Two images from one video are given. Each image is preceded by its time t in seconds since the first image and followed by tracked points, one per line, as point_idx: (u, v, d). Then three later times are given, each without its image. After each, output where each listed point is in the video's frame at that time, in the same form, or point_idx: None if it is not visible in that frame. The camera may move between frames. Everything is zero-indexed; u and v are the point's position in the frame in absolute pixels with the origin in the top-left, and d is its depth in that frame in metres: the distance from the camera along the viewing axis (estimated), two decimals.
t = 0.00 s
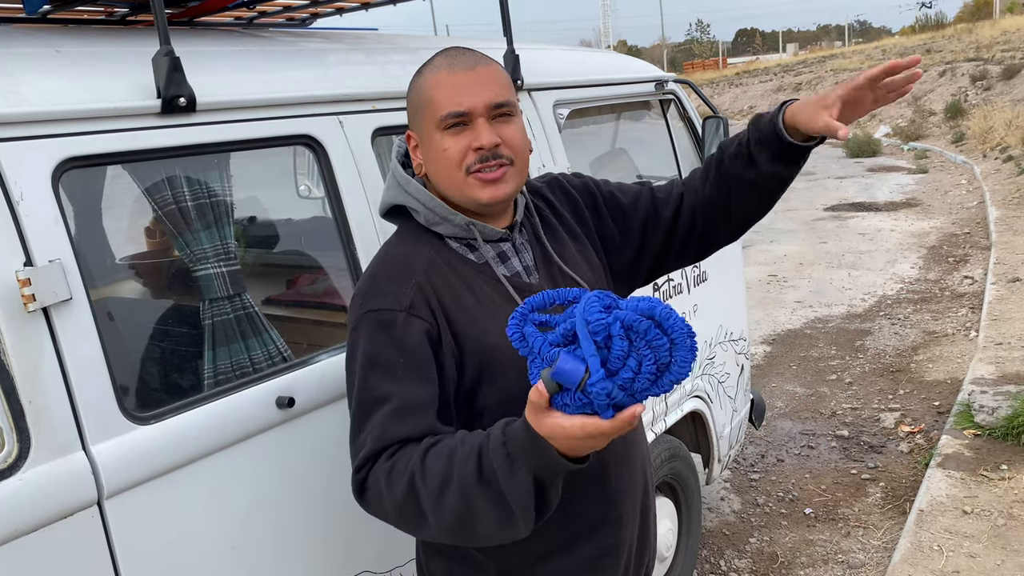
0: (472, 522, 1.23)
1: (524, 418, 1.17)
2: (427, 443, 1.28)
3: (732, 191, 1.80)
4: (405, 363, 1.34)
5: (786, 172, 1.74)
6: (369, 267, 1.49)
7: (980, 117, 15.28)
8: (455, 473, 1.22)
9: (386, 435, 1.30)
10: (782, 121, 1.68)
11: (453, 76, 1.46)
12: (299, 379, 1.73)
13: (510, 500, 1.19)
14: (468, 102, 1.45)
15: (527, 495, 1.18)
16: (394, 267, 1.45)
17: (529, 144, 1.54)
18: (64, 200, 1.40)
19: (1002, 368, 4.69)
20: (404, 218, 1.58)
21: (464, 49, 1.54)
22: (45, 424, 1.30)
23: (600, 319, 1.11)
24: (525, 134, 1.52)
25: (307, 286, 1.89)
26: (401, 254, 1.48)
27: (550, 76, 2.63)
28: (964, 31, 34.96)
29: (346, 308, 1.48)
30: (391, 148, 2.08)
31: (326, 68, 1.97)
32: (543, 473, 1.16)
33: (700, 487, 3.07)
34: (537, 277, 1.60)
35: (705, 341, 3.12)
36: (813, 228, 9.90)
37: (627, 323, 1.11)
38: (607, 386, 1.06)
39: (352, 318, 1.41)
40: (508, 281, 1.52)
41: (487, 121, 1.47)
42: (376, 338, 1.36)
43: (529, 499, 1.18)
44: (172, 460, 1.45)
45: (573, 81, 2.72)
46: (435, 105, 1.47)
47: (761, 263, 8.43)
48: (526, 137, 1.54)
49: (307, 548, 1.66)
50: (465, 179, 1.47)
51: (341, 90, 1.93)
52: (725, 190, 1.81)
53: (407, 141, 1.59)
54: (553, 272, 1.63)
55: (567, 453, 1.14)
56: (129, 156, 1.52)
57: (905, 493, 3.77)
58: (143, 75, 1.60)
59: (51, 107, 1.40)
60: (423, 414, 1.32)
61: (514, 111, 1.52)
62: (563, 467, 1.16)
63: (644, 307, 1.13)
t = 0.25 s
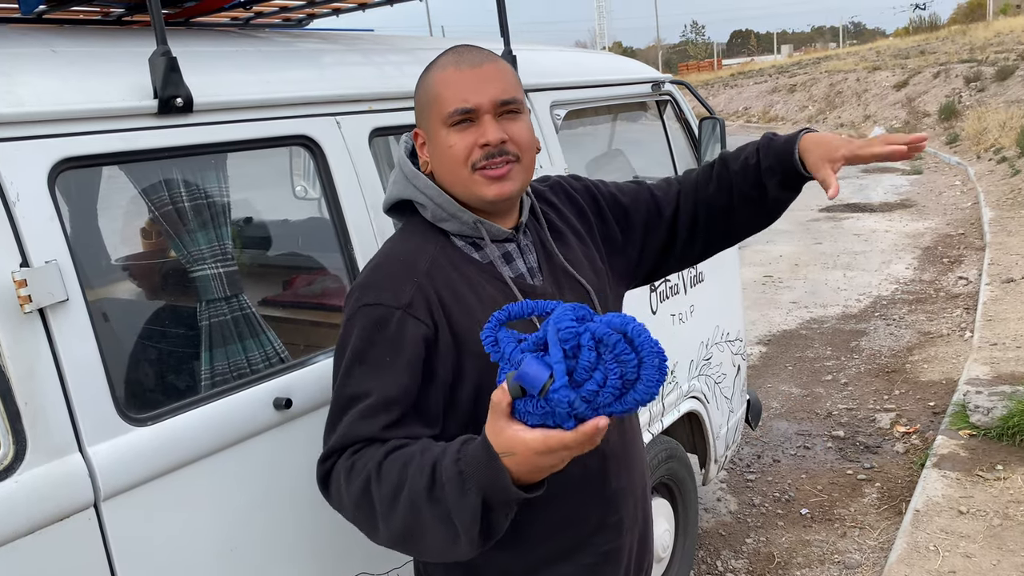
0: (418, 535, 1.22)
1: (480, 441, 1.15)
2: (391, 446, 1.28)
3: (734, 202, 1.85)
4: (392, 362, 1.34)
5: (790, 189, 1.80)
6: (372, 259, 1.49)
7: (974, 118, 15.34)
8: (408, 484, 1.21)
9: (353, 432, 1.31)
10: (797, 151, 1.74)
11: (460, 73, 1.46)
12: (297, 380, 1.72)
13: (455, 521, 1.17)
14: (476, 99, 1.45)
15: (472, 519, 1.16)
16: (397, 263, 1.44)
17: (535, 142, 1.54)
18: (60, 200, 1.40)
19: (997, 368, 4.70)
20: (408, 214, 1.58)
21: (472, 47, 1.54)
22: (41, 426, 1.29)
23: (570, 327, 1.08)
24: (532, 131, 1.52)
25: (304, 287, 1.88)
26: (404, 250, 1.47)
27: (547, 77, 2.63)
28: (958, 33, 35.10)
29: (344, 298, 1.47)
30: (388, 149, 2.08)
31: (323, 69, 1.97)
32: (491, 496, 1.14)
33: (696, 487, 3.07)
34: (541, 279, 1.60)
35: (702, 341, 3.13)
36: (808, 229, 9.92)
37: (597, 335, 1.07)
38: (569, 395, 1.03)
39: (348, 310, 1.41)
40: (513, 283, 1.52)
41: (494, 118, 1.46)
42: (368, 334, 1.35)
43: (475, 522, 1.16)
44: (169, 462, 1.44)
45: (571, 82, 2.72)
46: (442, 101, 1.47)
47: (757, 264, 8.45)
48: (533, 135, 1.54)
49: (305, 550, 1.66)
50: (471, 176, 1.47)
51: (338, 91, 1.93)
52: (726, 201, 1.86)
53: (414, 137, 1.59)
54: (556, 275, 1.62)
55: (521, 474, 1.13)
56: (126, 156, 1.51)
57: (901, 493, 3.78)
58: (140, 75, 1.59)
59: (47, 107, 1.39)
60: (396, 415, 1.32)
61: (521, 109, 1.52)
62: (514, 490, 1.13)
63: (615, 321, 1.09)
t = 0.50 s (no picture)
0: (438, 532, 1.22)
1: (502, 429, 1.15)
2: (403, 446, 1.27)
3: (732, 203, 1.85)
4: (397, 363, 1.33)
5: (789, 190, 1.79)
6: (368, 262, 1.48)
7: (968, 118, 15.38)
8: (427, 481, 1.21)
9: (361, 433, 1.30)
10: (796, 148, 1.74)
11: (461, 73, 1.46)
12: (293, 382, 1.71)
13: (478, 515, 1.17)
14: (476, 100, 1.45)
15: (495, 511, 1.16)
16: (395, 265, 1.44)
17: (534, 145, 1.53)
18: (56, 201, 1.39)
19: (993, 368, 4.72)
20: (404, 215, 1.57)
21: (472, 47, 1.54)
22: (37, 429, 1.29)
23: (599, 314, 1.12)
24: (531, 135, 1.52)
25: (300, 287, 1.87)
26: (401, 252, 1.47)
27: (544, 77, 2.63)
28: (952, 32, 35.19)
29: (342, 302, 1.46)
30: (384, 149, 2.07)
31: (320, 69, 1.96)
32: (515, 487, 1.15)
33: (693, 487, 3.07)
34: (537, 281, 1.60)
35: (699, 341, 3.13)
36: (804, 229, 9.93)
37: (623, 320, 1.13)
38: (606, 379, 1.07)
39: (347, 313, 1.40)
40: (511, 285, 1.52)
41: (494, 119, 1.46)
42: (370, 335, 1.34)
43: (500, 516, 1.16)
44: (166, 463, 1.44)
45: (567, 82, 2.72)
46: (442, 101, 1.46)
47: (753, 263, 8.46)
48: (532, 138, 1.54)
49: (302, 552, 1.65)
50: (470, 178, 1.47)
51: (335, 91, 1.92)
52: (724, 202, 1.85)
53: (412, 137, 1.59)
54: (553, 276, 1.62)
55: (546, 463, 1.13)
56: (122, 157, 1.50)
57: (897, 492, 3.79)
58: (136, 75, 1.58)
59: (43, 107, 1.38)
60: (404, 416, 1.32)
61: (522, 112, 1.51)
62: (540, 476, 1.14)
63: (634, 308, 1.15)
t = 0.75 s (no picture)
0: (422, 535, 1.21)
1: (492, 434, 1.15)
2: (390, 448, 1.27)
3: (726, 201, 1.86)
4: (385, 365, 1.33)
5: (783, 187, 1.81)
6: (360, 262, 1.48)
7: (962, 117, 15.43)
8: (411, 484, 1.20)
9: (348, 435, 1.30)
10: (792, 142, 1.76)
11: (451, 75, 1.46)
12: (288, 382, 1.71)
13: (463, 519, 1.16)
14: (466, 102, 1.45)
15: (480, 517, 1.15)
16: (386, 266, 1.43)
17: (524, 147, 1.53)
18: (49, 202, 1.38)
19: (987, 366, 4.73)
20: (396, 216, 1.57)
21: (462, 48, 1.54)
22: (31, 430, 1.28)
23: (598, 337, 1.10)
24: (522, 137, 1.52)
25: (295, 287, 1.87)
26: (393, 253, 1.46)
27: (539, 76, 2.63)
28: (946, 32, 35.29)
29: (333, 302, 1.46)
30: (380, 149, 2.06)
31: (315, 69, 1.95)
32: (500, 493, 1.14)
33: (689, 487, 3.07)
34: (530, 281, 1.59)
35: (695, 341, 3.13)
36: (799, 228, 9.95)
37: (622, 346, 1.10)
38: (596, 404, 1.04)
39: (338, 313, 1.40)
40: (502, 285, 1.52)
41: (484, 121, 1.46)
42: (359, 337, 1.34)
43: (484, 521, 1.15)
44: (161, 465, 1.43)
45: (563, 82, 2.71)
46: (432, 103, 1.46)
47: (748, 263, 8.47)
48: (523, 140, 1.54)
49: (298, 553, 1.65)
50: (460, 180, 1.46)
51: (330, 91, 1.92)
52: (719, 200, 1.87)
53: (403, 138, 1.58)
54: (546, 276, 1.62)
55: (530, 475, 1.13)
56: (116, 157, 1.50)
57: (893, 491, 3.80)
58: (130, 75, 1.57)
59: (37, 107, 1.38)
60: (392, 417, 1.31)
61: (513, 114, 1.51)
62: (523, 487, 1.13)
63: (638, 333, 1.13)
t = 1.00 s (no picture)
0: (399, 545, 1.23)
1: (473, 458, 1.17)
2: (372, 454, 1.28)
3: (721, 196, 1.85)
4: (369, 370, 1.33)
5: (778, 178, 1.79)
6: (349, 262, 1.48)
7: (955, 116, 15.48)
8: (391, 494, 1.21)
9: (329, 438, 1.30)
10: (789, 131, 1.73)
11: (439, 79, 1.45)
12: (281, 384, 1.71)
13: (439, 533, 1.18)
14: (453, 106, 1.44)
15: (456, 533, 1.17)
16: (374, 267, 1.43)
17: (513, 150, 1.53)
18: (41, 203, 1.38)
19: (981, 365, 4.75)
20: (387, 218, 1.57)
21: (451, 50, 1.53)
22: (23, 433, 1.27)
23: (594, 397, 1.05)
24: (511, 141, 1.51)
25: (289, 289, 1.86)
26: (382, 254, 1.46)
27: (532, 77, 2.63)
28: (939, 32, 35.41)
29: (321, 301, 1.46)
30: (374, 150, 2.06)
31: (308, 70, 1.95)
32: (476, 513, 1.16)
33: (684, 487, 3.07)
34: (521, 283, 1.59)
35: (689, 341, 3.14)
36: (793, 228, 9.97)
37: (617, 410, 1.05)
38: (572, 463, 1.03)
39: (324, 314, 1.40)
40: (492, 287, 1.51)
41: (472, 126, 1.46)
42: (345, 340, 1.34)
43: (460, 537, 1.17)
44: (154, 467, 1.42)
45: (556, 82, 2.71)
46: (420, 107, 1.46)
47: (742, 262, 8.49)
48: (512, 143, 1.53)
49: (291, 555, 1.64)
50: (448, 185, 1.46)
51: (323, 92, 1.91)
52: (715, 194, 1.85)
53: (392, 141, 1.58)
54: (536, 278, 1.62)
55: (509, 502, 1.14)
56: (108, 159, 1.49)
57: (887, 490, 3.81)
58: (122, 76, 1.57)
59: (28, 109, 1.37)
60: (374, 422, 1.32)
61: (501, 117, 1.50)
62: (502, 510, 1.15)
63: (642, 400, 1.07)
